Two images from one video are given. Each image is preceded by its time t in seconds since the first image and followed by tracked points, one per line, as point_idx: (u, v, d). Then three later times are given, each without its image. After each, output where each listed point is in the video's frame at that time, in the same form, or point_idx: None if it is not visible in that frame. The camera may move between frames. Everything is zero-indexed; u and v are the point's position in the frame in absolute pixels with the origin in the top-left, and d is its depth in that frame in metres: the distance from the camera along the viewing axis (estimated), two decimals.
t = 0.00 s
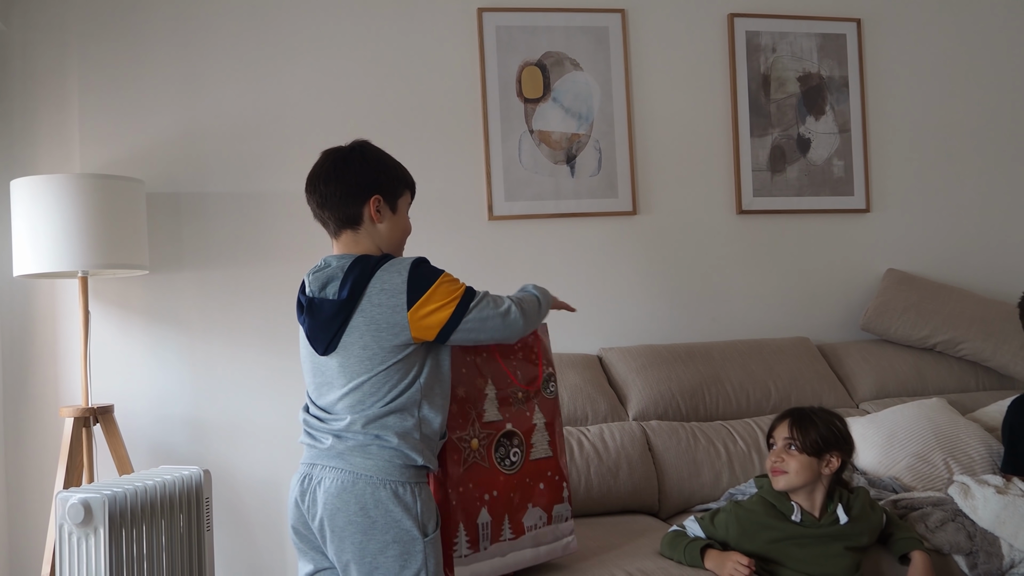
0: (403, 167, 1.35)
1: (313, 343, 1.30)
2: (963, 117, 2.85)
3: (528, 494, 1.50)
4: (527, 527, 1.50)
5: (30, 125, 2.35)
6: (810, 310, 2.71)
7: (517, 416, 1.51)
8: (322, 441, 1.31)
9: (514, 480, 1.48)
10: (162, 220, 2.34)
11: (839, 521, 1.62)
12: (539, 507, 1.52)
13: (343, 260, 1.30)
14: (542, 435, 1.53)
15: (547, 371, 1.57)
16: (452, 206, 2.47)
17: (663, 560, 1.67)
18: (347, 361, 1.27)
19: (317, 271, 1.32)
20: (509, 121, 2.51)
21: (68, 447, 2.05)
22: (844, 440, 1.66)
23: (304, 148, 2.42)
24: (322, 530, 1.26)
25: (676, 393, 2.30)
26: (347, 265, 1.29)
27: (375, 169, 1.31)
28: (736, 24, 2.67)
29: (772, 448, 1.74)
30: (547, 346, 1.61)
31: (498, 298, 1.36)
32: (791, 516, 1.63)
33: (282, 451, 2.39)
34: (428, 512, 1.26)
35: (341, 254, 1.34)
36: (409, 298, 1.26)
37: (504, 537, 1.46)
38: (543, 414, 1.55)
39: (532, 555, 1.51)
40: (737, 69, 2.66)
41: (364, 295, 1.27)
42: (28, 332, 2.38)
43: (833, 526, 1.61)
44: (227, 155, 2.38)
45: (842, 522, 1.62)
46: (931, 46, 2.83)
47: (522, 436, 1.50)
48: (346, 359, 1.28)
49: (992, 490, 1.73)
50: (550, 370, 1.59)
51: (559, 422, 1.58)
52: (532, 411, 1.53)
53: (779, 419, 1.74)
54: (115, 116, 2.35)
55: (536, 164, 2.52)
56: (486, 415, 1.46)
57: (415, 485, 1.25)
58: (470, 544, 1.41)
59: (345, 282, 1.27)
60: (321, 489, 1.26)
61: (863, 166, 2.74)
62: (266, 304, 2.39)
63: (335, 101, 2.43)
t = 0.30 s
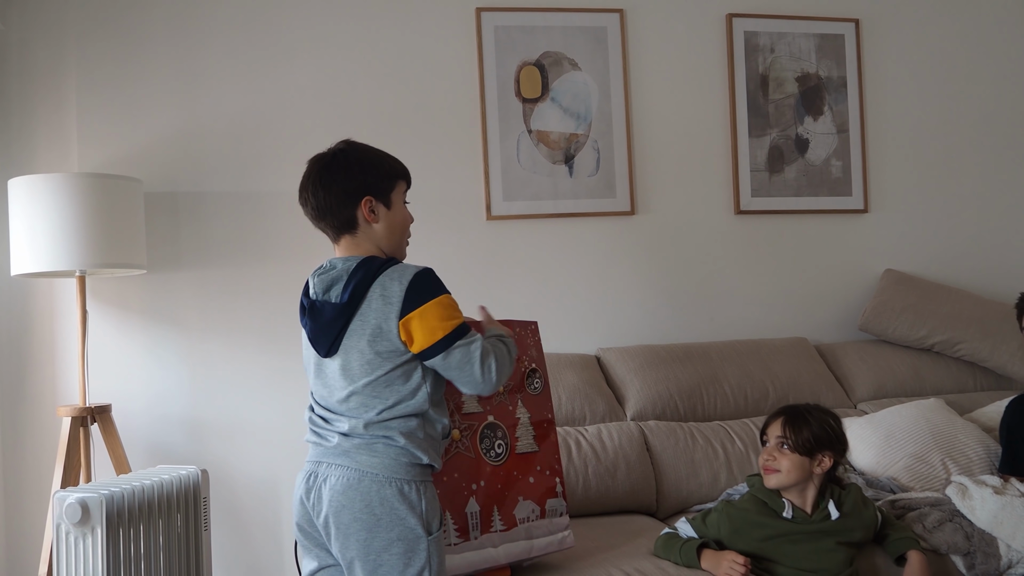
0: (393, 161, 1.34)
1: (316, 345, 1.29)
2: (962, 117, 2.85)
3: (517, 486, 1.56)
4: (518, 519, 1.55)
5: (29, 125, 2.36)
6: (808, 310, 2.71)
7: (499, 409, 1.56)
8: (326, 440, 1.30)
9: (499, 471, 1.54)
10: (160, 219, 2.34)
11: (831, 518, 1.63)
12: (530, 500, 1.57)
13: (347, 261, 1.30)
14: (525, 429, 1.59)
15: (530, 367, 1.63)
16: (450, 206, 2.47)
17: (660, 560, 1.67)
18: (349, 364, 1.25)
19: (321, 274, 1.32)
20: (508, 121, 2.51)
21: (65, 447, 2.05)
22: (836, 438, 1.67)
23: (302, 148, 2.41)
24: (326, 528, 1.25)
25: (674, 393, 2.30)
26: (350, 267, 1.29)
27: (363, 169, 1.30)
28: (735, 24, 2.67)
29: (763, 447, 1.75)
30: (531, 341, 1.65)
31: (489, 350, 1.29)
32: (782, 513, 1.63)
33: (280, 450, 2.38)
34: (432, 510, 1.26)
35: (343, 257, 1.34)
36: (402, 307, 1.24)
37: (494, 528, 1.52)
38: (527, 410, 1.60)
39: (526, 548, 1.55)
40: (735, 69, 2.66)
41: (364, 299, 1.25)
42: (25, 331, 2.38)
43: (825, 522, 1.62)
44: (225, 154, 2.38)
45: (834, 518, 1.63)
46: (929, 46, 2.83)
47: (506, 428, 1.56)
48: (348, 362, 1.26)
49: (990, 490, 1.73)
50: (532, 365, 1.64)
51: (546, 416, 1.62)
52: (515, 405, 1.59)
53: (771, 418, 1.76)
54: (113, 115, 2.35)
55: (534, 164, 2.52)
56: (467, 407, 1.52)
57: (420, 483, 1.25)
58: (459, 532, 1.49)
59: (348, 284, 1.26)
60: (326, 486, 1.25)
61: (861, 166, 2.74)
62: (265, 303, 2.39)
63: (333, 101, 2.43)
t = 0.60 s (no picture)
0: (396, 161, 1.33)
1: (310, 351, 1.28)
2: (960, 118, 2.85)
3: (518, 488, 1.55)
4: (518, 520, 1.54)
5: (28, 124, 2.36)
6: (807, 311, 2.71)
7: (502, 410, 1.56)
8: (326, 442, 1.29)
9: (500, 473, 1.53)
10: (158, 219, 2.34)
11: (822, 498, 1.65)
12: (530, 502, 1.56)
13: (340, 267, 1.29)
14: (527, 430, 1.57)
15: (533, 369, 1.62)
16: (449, 205, 2.47)
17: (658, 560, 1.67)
18: (345, 370, 1.24)
19: (313, 280, 1.31)
20: (506, 121, 2.51)
21: (63, 446, 2.05)
22: (824, 427, 1.68)
23: (301, 147, 2.41)
24: (326, 528, 1.25)
25: (671, 393, 2.30)
26: (343, 273, 1.28)
27: (364, 169, 1.29)
28: (733, 25, 2.67)
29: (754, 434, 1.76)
30: (535, 343, 1.65)
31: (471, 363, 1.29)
32: (774, 498, 1.64)
33: (279, 450, 2.38)
34: (432, 509, 1.26)
35: (338, 259, 1.33)
36: (394, 315, 1.23)
37: (494, 528, 1.52)
38: (529, 412, 1.59)
39: (525, 549, 1.55)
40: (734, 69, 2.66)
41: (357, 305, 1.24)
42: (24, 331, 2.38)
43: (817, 502, 1.64)
44: (223, 154, 2.38)
45: (825, 497, 1.64)
46: (928, 47, 2.83)
47: (507, 430, 1.56)
48: (343, 368, 1.25)
49: (988, 491, 1.75)
50: (537, 367, 1.63)
51: (549, 418, 1.61)
52: (517, 406, 1.58)
53: (762, 406, 1.76)
54: (111, 115, 2.35)
55: (533, 164, 2.52)
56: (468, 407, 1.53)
57: (420, 483, 1.25)
58: (459, 532, 1.49)
59: (341, 290, 1.25)
60: (326, 487, 1.25)
61: (860, 167, 2.74)
62: (263, 303, 2.39)
63: (332, 101, 2.43)
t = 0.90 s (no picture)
0: (391, 165, 1.32)
1: (299, 356, 1.27)
2: (958, 120, 2.85)
3: (520, 500, 1.56)
4: (518, 532, 1.55)
5: (26, 125, 2.36)
6: (805, 312, 2.71)
7: (508, 421, 1.55)
8: (318, 445, 1.29)
9: (503, 484, 1.53)
10: (156, 219, 2.34)
11: (833, 500, 1.65)
12: (531, 513, 1.57)
13: (330, 272, 1.28)
14: (533, 440, 1.58)
15: (544, 377, 1.61)
16: (447, 206, 2.47)
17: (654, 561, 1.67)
18: (331, 376, 1.23)
19: (304, 285, 1.30)
20: (505, 122, 2.51)
21: (60, 447, 2.04)
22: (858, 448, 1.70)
23: (299, 148, 2.41)
24: (319, 531, 1.25)
25: (671, 395, 2.30)
26: (332, 279, 1.27)
27: (358, 171, 1.29)
28: (732, 26, 2.67)
29: (792, 430, 1.70)
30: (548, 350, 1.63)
31: (449, 384, 1.21)
32: (789, 500, 1.64)
33: (276, 450, 2.39)
34: (426, 511, 1.26)
35: (328, 262, 1.32)
36: (372, 323, 1.20)
37: (493, 540, 1.52)
38: (536, 420, 1.59)
39: (523, 559, 1.56)
40: (733, 70, 2.66)
41: (341, 312, 1.23)
42: (21, 330, 2.37)
43: (829, 505, 1.64)
44: (221, 155, 2.38)
45: (838, 499, 1.65)
46: (926, 49, 2.83)
47: (513, 441, 1.55)
48: (330, 373, 1.23)
49: (985, 492, 1.72)
50: (548, 375, 1.62)
51: (555, 426, 1.61)
52: (524, 416, 1.57)
53: (813, 408, 1.70)
54: (109, 115, 2.34)
55: (531, 165, 2.52)
56: (474, 418, 1.51)
57: (413, 485, 1.25)
58: (457, 546, 1.47)
59: (327, 296, 1.24)
60: (319, 489, 1.25)
61: (858, 168, 2.74)
62: (261, 304, 2.39)
63: (330, 101, 2.43)
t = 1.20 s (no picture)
0: (391, 166, 1.32)
1: (292, 356, 1.27)
2: (957, 121, 2.85)
3: (521, 504, 1.56)
4: (518, 537, 1.56)
5: (26, 125, 2.36)
6: (804, 313, 2.71)
7: (508, 426, 1.55)
8: (311, 446, 1.29)
9: (503, 490, 1.53)
10: (156, 219, 2.34)
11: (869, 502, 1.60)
12: (532, 518, 1.57)
13: (323, 272, 1.28)
14: (533, 444, 1.58)
15: (544, 380, 1.61)
16: (446, 207, 2.47)
17: (653, 562, 1.67)
18: (323, 375, 1.23)
19: (298, 284, 1.30)
20: (505, 123, 2.51)
21: (60, 447, 2.04)
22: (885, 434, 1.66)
23: (298, 149, 2.42)
24: (311, 533, 1.25)
25: (670, 396, 2.30)
26: (324, 278, 1.27)
27: (356, 170, 1.29)
28: (731, 27, 2.67)
29: (852, 434, 1.56)
30: (547, 353, 1.63)
31: (444, 380, 1.21)
32: (836, 497, 1.56)
33: (276, 450, 2.39)
34: (418, 514, 1.25)
35: (323, 261, 1.32)
36: (363, 323, 1.20)
37: (493, 546, 1.52)
38: (536, 424, 1.59)
39: (524, 564, 1.56)
40: (732, 72, 2.67)
41: (332, 312, 1.23)
42: (21, 331, 2.38)
43: (868, 505, 1.59)
44: (221, 155, 2.38)
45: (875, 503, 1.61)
46: (925, 50, 2.83)
47: (512, 445, 1.55)
48: (322, 373, 1.24)
49: (985, 493, 1.71)
50: (547, 378, 1.62)
51: (555, 428, 1.62)
52: (524, 420, 1.57)
53: (870, 409, 1.57)
54: (109, 115, 2.34)
55: (531, 166, 2.52)
56: (473, 424, 1.50)
57: (405, 488, 1.25)
58: (457, 554, 1.46)
59: (319, 295, 1.24)
60: (312, 491, 1.25)
61: (857, 169, 2.74)
62: (260, 304, 2.39)
63: (330, 102, 2.44)
